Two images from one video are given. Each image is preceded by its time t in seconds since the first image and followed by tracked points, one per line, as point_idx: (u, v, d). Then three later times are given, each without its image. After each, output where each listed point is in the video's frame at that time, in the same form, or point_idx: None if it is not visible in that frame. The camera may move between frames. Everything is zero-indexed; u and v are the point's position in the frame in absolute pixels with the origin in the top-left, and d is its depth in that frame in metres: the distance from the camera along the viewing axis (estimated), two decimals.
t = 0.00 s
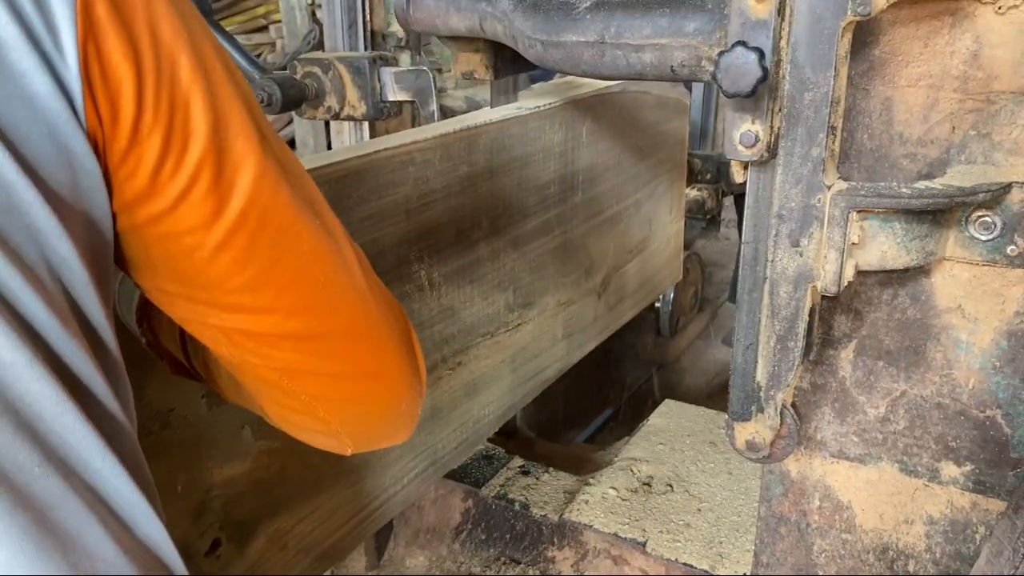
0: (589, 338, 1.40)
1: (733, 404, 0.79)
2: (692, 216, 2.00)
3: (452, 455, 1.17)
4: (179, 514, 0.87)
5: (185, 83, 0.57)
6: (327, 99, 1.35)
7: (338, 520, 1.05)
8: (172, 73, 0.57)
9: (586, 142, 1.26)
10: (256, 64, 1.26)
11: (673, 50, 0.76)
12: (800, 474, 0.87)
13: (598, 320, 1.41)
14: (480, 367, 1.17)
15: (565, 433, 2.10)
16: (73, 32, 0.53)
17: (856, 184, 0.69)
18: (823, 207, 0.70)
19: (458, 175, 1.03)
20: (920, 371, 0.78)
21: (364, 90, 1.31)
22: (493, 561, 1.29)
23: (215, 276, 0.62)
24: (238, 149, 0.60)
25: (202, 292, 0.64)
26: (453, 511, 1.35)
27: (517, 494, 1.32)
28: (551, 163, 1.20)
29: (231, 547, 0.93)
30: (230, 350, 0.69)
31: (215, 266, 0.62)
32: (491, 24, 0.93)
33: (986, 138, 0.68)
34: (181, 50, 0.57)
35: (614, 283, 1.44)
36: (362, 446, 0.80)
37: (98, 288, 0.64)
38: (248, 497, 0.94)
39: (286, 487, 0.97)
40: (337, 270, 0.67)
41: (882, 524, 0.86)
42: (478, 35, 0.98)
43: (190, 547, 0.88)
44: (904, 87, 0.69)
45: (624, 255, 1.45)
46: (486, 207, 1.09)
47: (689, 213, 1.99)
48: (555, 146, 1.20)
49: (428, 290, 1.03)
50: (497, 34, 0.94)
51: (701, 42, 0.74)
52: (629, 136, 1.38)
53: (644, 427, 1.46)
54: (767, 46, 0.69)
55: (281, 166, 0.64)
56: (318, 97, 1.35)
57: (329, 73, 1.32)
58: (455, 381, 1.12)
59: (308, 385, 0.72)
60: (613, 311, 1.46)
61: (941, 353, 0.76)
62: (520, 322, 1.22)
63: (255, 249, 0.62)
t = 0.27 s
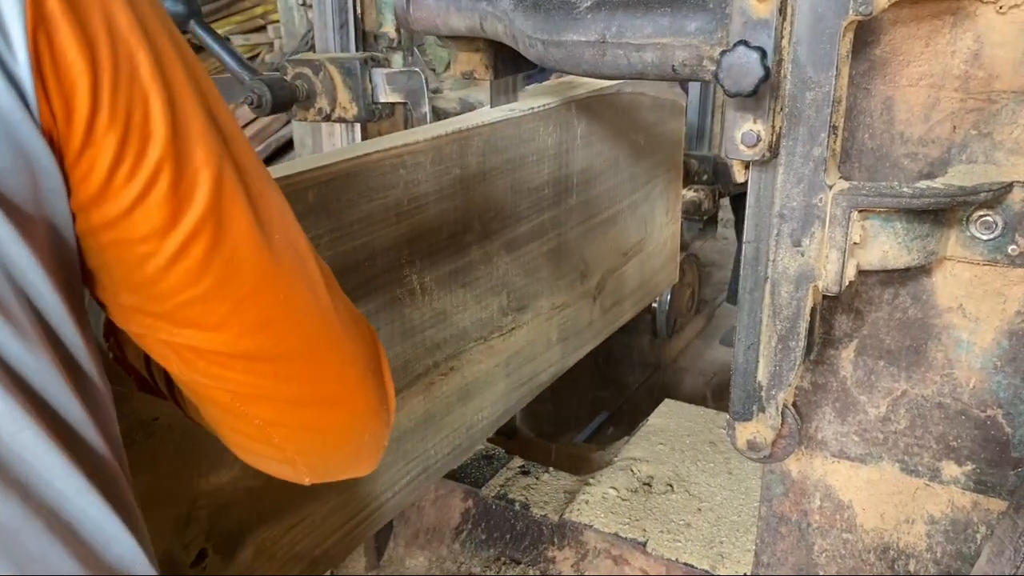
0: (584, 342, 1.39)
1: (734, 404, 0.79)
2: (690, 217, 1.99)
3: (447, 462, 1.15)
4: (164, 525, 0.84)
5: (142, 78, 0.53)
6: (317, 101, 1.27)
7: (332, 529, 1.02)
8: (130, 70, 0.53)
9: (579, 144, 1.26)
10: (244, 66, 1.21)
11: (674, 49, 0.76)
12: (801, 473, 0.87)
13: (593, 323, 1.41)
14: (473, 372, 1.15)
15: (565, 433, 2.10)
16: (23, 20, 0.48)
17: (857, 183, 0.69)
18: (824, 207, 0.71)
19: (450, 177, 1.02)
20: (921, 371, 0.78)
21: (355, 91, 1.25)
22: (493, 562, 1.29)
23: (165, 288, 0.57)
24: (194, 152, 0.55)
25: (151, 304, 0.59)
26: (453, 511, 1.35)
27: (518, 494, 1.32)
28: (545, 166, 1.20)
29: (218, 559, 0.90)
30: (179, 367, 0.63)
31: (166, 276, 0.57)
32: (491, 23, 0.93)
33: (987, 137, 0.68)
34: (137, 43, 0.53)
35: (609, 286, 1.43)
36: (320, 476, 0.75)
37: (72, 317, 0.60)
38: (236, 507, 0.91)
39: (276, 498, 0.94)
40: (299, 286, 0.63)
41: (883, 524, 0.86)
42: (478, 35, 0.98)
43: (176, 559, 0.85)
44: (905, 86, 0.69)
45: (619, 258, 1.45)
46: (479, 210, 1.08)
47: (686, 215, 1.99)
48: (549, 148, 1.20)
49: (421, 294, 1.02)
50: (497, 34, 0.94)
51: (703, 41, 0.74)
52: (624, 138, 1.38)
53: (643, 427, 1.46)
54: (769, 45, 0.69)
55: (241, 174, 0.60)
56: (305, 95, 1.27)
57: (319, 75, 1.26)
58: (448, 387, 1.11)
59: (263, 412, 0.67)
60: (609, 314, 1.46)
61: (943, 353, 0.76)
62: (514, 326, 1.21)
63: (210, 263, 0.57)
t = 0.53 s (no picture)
0: (578, 346, 1.36)
1: (734, 403, 0.79)
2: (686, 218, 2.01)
3: (438, 469, 1.11)
4: (143, 537, 0.82)
5: (81, 82, 0.49)
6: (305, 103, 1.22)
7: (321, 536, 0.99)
8: (69, 75, 0.49)
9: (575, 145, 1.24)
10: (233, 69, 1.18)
11: (674, 48, 0.76)
12: (800, 473, 0.87)
13: (588, 326, 1.38)
14: (463, 379, 1.11)
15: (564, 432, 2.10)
16: None
17: (857, 183, 0.69)
18: (823, 206, 0.70)
19: (440, 180, 0.99)
20: (920, 370, 0.78)
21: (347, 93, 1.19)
22: (492, 561, 1.30)
23: (112, 302, 0.54)
24: (140, 159, 0.52)
25: (98, 318, 0.55)
26: (452, 511, 1.35)
27: (517, 494, 1.32)
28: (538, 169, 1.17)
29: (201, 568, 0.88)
30: (131, 382, 0.60)
31: (112, 291, 0.53)
32: (491, 23, 0.93)
33: (987, 136, 0.68)
34: (74, 44, 0.49)
35: (604, 288, 1.41)
36: (288, 494, 0.71)
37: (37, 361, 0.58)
38: (220, 516, 0.89)
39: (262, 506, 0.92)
40: (258, 296, 0.59)
41: (883, 523, 0.86)
42: (478, 34, 0.97)
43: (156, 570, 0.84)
44: (905, 85, 0.69)
45: (614, 261, 1.43)
46: (470, 212, 1.05)
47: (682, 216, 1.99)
48: (542, 150, 1.17)
49: (411, 299, 0.99)
50: (497, 33, 0.94)
51: (702, 40, 0.74)
52: (618, 140, 1.36)
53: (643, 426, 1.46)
54: (769, 45, 0.69)
55: (194, 179, 0.56)
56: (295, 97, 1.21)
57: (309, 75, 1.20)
58: (438, 393, 1.07)
59: (223, 427, 0.63)
60: (603, 318, 1.44)
61: (943, 352, 0.76)
62: (507, 330, 1.18)
63: (160, 277, 0.54)
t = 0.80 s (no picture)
0: (571, 353, 1.34)
1: (735, 403, 0.79)
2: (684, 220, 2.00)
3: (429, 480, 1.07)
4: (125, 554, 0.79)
5: (34, 92, 0.47)
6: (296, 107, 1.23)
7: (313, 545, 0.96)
8: (15, 81, 0.46)
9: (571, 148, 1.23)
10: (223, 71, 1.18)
11: (675, 49, 0.76)
12: (800, 473, 0.88)
13: (582, 332, 1.36)
14: (455, 386, 1.08)
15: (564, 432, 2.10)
16: None
17: (858, 183, 0.69)
18: (824, 206, 0.71)
19: (432, 185, 0.96)
20: (920, 370, 0.78)
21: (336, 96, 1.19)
22: (492, 561, 1.31)
23: (64, 319, 0.51)
24: (97, 172, 0.49)
25: (51, 335, 0.53)
26: (453, 510, 1.35)
27: (517, 494, 1.32)
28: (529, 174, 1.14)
29: None
30: (88, 402, 0.57)
31: (64, 307, 0.51)
32: (492, 23, 0.93)
33: (987, 137, 0.68)
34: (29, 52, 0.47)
35: (599, 293, 1.39)
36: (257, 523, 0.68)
37: None
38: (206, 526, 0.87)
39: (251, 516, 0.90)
40: (223, 318, 0.56)
41: (883, 523, 0.86)
42: (478, 35, 0.98)
43: None
44: (905, 86, 0.69)
45: (609, 265, 1.41)
46: (462, 215, 1.02)
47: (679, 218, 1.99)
48: (535, 153, 1.15)
49: (401, 306, 0.95)
50: (498, 34, 0.94)
51: (703, 40, 0.74)
52: (613, 143, 1.34)
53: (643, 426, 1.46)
54: (769, 45, 0.69)
55: (153, 194, 0.53)
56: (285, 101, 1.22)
57: (299, 78, 1.21)
58: (429, 402, 1.04)
59: (185, 454, 0.60)
60: (599, 323, 1.42)
61: (943, 352, 0.76)
62: (500, 335, 1.15)
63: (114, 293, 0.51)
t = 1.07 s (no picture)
0: (564, 357, 1.33)
1: (735, 402, 0.79)
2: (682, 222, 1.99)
3: (419, 487, 1.06)
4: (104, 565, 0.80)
5: None
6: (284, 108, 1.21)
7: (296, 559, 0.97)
8: None
9: (566, 149, 1.23)
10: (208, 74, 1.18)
11: (675, 48, 0.76)
12: (801, 472, 0.88)
13: (576, 335, 1.36)
14: (444, 394, 1.07)
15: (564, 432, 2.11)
16: None
17: (858, 182, 0.69)
18: (824, 206, 0.70)
19: (420, 189, 0.95)
20: (920, 370, 0.78)
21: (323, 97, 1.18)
22: (492, 561, 1.31)
23: (9, 343, 0.46)
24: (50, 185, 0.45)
25: None
26: (453, 510, 1.35)
27: (517, 494, 1.32)
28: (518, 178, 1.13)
29: None
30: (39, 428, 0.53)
31: (10, 331, 0.46)
32: (492, 22, 0.93)
33: (987, 136, 0.68)
34: None
35: (592, 297, 1.39)
36: (224, 552, 0.64)
37: None
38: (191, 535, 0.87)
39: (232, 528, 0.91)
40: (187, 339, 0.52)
41: (883, 523, 0.86)
42: (478, 35, 0.98)
43: None
44: (905, 85, 0.69)
45: (603, 268, 1.41)
46: (452, 220, 1.01)
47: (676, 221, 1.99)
48: (527, 155, 1.14)
49: (388, 312, 0.95)
50: (498, 33, 0.94)
51: (703, 40, 0.74)
52: (608, 146, 1.34)
53: (643, 426, 1.46)
54: (769, 44, 0.69)
55: (111, 206, 0.49)
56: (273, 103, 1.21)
57: (287, 79, 1.19)
58: (419, 408, 1.03)
59: (146, 481, 0.56)
60: (593, 327, 1.42)
61: (943, 352, 0.76)
62: (491, 341, 1.15)
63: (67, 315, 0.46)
